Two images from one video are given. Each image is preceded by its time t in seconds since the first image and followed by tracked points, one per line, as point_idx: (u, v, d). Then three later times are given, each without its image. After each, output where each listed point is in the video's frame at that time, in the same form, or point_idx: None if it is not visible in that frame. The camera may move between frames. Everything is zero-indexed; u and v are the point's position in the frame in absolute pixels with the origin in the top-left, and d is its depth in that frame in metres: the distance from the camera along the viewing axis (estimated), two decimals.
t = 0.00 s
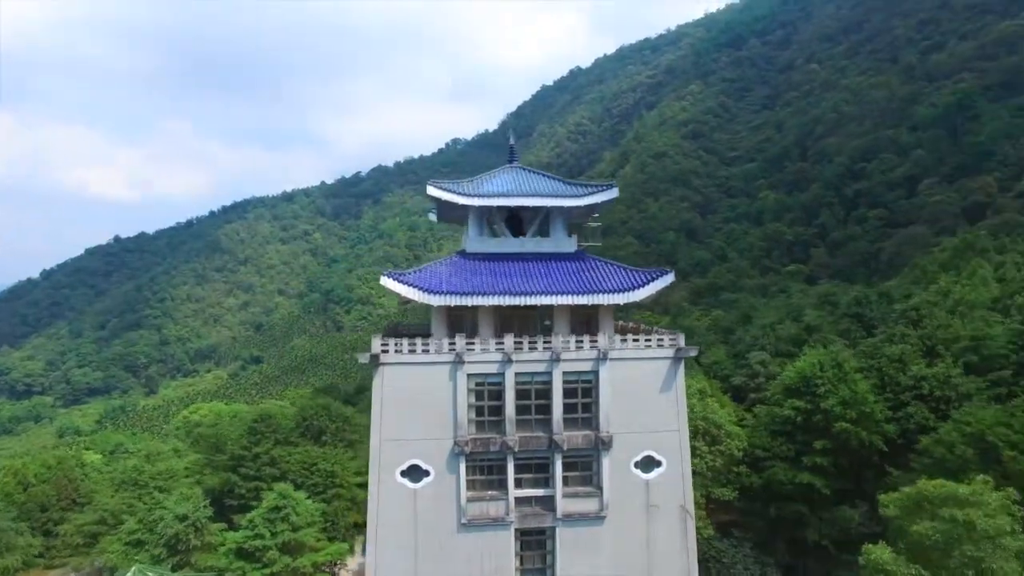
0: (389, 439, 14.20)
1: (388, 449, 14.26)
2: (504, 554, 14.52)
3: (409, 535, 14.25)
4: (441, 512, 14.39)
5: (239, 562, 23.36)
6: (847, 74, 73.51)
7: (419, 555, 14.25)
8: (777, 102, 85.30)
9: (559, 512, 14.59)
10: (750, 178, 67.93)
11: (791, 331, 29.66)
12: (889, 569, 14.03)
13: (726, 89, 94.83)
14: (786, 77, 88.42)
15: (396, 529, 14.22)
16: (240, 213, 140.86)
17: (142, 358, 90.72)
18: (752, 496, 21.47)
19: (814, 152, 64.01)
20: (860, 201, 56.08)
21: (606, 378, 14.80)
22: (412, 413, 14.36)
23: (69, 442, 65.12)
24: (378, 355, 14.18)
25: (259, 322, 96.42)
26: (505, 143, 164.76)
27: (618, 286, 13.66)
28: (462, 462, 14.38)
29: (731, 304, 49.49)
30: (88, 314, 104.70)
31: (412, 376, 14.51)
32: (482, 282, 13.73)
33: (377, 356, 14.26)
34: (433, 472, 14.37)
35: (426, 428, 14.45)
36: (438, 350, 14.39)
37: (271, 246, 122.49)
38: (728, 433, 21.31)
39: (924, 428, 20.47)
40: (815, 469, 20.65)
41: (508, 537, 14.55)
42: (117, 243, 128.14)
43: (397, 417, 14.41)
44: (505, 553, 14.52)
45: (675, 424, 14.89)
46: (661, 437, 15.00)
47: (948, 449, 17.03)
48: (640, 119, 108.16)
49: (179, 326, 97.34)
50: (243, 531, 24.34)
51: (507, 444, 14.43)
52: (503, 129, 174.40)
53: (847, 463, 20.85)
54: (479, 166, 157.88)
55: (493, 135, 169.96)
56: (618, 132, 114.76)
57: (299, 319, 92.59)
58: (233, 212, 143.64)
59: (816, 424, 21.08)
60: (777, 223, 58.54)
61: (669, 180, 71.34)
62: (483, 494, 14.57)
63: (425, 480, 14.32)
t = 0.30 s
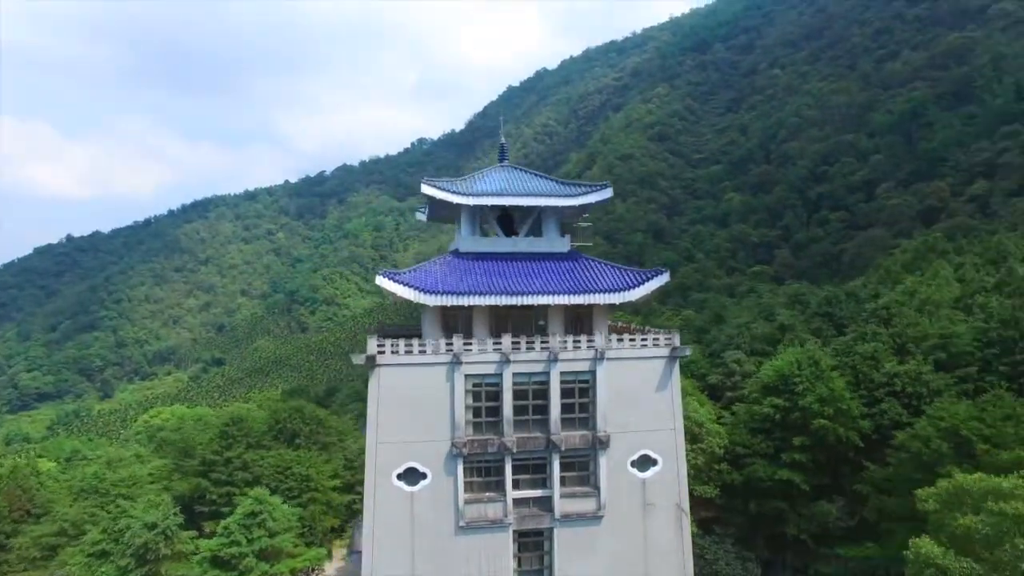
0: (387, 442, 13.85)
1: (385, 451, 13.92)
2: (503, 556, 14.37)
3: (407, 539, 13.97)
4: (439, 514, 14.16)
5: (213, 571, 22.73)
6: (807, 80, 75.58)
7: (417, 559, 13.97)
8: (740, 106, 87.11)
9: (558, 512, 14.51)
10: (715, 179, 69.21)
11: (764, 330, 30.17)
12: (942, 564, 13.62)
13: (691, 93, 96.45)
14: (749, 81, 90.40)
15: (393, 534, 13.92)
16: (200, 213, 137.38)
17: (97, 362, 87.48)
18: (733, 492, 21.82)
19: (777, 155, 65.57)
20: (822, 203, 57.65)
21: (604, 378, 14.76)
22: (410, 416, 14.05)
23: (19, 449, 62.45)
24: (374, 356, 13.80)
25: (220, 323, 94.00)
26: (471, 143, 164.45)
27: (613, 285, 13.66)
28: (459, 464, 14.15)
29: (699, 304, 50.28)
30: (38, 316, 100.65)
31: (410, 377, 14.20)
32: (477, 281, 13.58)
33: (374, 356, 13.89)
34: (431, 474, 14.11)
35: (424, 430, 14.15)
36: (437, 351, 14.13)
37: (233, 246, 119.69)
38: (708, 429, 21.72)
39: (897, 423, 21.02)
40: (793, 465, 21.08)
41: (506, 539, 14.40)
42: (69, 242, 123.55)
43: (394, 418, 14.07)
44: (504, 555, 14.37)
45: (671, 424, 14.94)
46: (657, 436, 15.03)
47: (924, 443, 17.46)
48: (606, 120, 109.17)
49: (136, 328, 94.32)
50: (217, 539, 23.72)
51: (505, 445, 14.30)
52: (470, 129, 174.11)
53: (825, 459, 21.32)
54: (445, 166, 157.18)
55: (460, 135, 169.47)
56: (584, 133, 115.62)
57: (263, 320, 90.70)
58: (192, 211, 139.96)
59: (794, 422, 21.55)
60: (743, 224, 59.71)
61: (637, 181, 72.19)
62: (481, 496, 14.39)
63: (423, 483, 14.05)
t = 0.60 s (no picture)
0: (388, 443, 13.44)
1: (386, 454, 13.50)
2: (504, 558, 13.99)
3: (408, 542, 13.56)
4: (440, 517, 13.76)
5: None
6: (779, 84, 77.05)
7: (416, 563, 13.52)
8: (712, 108, 88.38)
9: (559, 513, 14.20)
10: (689, 180, 70.11)
11: (745, 329, 30.58)
12: (986, 559, 13.24)
13: (665, 95, 97.58)
14: (722, 84, 91.76)
15: (393, 536, 13.49)
16: (168, 212, 134.45)
17: (60, 364, 84.50)
18: (720, 490, 22.15)
19: (750, 157, 66.68)
20: (793, 205, 58.78)
21: (604, 378, 14.55)
22: (410, 418, 13.66)
23: None
24: (375, 357, 13.39)
25: (189, 324, 92.04)
26: (446, 143, 163.82)
27: (612, 285, 13.67)
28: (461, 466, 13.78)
29: (676, 303, 50.82)
30: None
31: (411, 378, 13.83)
32: (476, 281, 13.49)
33: (374, 358, 13.47)
34: (433, 476, 13.71)
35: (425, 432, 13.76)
36: (439, 351, 13.78)
37: (202, 245, 117.27)
38: (693, 429, 22.49)
39: (879, 420, 21.48)
40: (779, 462, 21.40)
41: (507, 540, 14.03)
42: (29, 241, 119.81)
43: (395, 419, 13.66)
44: (506, 557, 14.00)
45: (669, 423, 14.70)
46: (657, 435, 14.80)
47: (909, 438, 17.77)
48: (581, 121, 109.80)
49: (101, 329, 91.85)
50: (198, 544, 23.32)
51: (507, 446, 13.97)
52: (444, 128, 173.48)
53: (809, 456, 21.69)
54: (420, 165, 156.33)
55: (434, 135, 168.85)
56: (559, 134, 116.12)
57: (234, 320, 89.15)
58: (159, 210, 136.89)
59: (778, 419, 21.90)
60: (717, 225, 60.55)
61: (612, 182, 72.74)
62: (481, 497, 14.02)
63: (424, 484, 13.66)
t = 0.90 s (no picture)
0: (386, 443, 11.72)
1: (386, 456, 11.72)
2: (510, 567, 12.21)
3: (411, 554, 11.72)
4: (441, 523, 11.91)
5: None
6: (751, 88, 78.29)
7: None
8: (686, 110, 89.48)
9: (565, 513, 12.52)
10: (665, 181, 70.80)
11: (727, 329, 30.90)
12: None
13: (639, 97, 98.57)
14: (695, 87, 93.03)
15: (394, 547, 11.64)
16: (134, 211, 131.46)
17: (20, 367, 81.64)
18: (706, 487, 22.47)
19: (724, 159, 67.59)
20: (767, 206, 59.75)
21: (608, 377, 12.97)
22: (414, 416, 11.92)
23: None
24: (379, 355, 11.70)
25: (157, 324, 90.03)
26: (420, 143, 163.30)
27: (613, 284, 13.67)
28: (464, 467, 12.03)
29: (653, 303, 51.23)
30: None
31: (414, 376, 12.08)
32: (477, 280, 13.36)
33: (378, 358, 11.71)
34: (436, 478, 11.93)
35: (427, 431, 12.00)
36: (435, 350, 12.08)
37: (170, 244, 114.85)
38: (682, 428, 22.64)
39: (863, 417, 21.89)
40: (767, 460, 21.70)
41: (512, 545, 12.26)
42: None
43: (395, 418, 11.89)
44: (511, 566, 12.22)
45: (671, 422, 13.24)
46: (661, 433, 13.32)
47: (896, 434, 18.12)
48: (556, 122, 110.38)
49: (64, 330, 89.35)
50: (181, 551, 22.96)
51: (510, 446, 12.24)
52: (418, 127, 172.77)
53: (795, 453, 22.04)
54: (393, 164, 155.39)
55: (408, 134, 168.06)
56: (534, 134, 116.50)
57: (204, 321, 87.50)
58: (125, 208, 133.78)
59: (765, 417, 22.25)
60: (693, 226, 61.17)
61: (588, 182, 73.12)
62: (486, 499, 12.20)
63: (427, 487, 11.88)
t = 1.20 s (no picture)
0: (393, 446, 11.61)
1: (392, 458, 11.60)
2: (514, 568, 12.15)
3: (416, 557, 11.60)
4: (446, 525, 11.80)
5: None
6: (730, 90, 79.27)
7: None
8: (665, 111, 90.29)
9: (570, 512, 12.50)
10: (645, 181, 71.30)
11: (713, 328, 31.25)
12: None
13: (618, 98, 99.26)
14: (675, 88, 93.98)
15: (400, 550, 11.52)
16: (105, 210, 128.69)
17: None
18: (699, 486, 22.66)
19: (703, 160, 68.32)
20: (746, 207, 60.52)
21: (611, 376, 12.98)
22: (419, 417, 11.80)
23: None
24: (384, 355, 11.56)
25: (130, 326, 88.18)
26: (398, 142, 162.50)
27: (616, 284, 13.66)
28: (470, 467, 11.94)
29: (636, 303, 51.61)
30: None
31: (419, 378, 11.96)
32: (481, 279, 13.26)
33: (382, 358, 11.57)
34: (441, 479, 11.83)
35: (432, 432, 11.90)
36: (442, 350, 11.98)
37: (144, 244, 112.65)
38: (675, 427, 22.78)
39: (851, 415, 22.22)
40: (758, 458, 21.95)
41: (517, 546, 12.19)
42: None
43: (401, 422, 11.76)
44: (516, 567, 12.17)
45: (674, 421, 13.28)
46: (663, 432, 13.37)
47: (886, 431, 18.42)
48: (536, 122, 110.60)
49: (33, 332, 87.07)
50: (168, 556, 22.67)
51: (515, 446, 12.17)
52: (396, 126, 171.93)
53: (786, 451, 22.33)
54: (372, 163, 154.35)
55: (387, 133, 167.18)
56: (513, 134, 116.65)
57: (179, 322, 85.97)
58: (96, 207, 130.90)
59: (756, 415, 22.53)
60: (674, 226, 61.73)
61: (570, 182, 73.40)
62: (490, 499, 12.13)
63: (433, 489, 11.77)
